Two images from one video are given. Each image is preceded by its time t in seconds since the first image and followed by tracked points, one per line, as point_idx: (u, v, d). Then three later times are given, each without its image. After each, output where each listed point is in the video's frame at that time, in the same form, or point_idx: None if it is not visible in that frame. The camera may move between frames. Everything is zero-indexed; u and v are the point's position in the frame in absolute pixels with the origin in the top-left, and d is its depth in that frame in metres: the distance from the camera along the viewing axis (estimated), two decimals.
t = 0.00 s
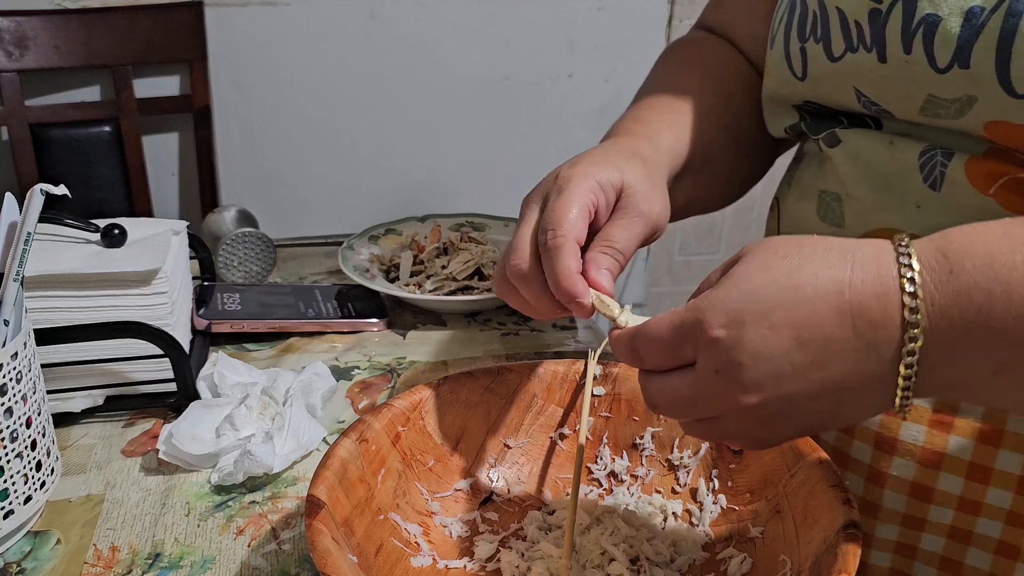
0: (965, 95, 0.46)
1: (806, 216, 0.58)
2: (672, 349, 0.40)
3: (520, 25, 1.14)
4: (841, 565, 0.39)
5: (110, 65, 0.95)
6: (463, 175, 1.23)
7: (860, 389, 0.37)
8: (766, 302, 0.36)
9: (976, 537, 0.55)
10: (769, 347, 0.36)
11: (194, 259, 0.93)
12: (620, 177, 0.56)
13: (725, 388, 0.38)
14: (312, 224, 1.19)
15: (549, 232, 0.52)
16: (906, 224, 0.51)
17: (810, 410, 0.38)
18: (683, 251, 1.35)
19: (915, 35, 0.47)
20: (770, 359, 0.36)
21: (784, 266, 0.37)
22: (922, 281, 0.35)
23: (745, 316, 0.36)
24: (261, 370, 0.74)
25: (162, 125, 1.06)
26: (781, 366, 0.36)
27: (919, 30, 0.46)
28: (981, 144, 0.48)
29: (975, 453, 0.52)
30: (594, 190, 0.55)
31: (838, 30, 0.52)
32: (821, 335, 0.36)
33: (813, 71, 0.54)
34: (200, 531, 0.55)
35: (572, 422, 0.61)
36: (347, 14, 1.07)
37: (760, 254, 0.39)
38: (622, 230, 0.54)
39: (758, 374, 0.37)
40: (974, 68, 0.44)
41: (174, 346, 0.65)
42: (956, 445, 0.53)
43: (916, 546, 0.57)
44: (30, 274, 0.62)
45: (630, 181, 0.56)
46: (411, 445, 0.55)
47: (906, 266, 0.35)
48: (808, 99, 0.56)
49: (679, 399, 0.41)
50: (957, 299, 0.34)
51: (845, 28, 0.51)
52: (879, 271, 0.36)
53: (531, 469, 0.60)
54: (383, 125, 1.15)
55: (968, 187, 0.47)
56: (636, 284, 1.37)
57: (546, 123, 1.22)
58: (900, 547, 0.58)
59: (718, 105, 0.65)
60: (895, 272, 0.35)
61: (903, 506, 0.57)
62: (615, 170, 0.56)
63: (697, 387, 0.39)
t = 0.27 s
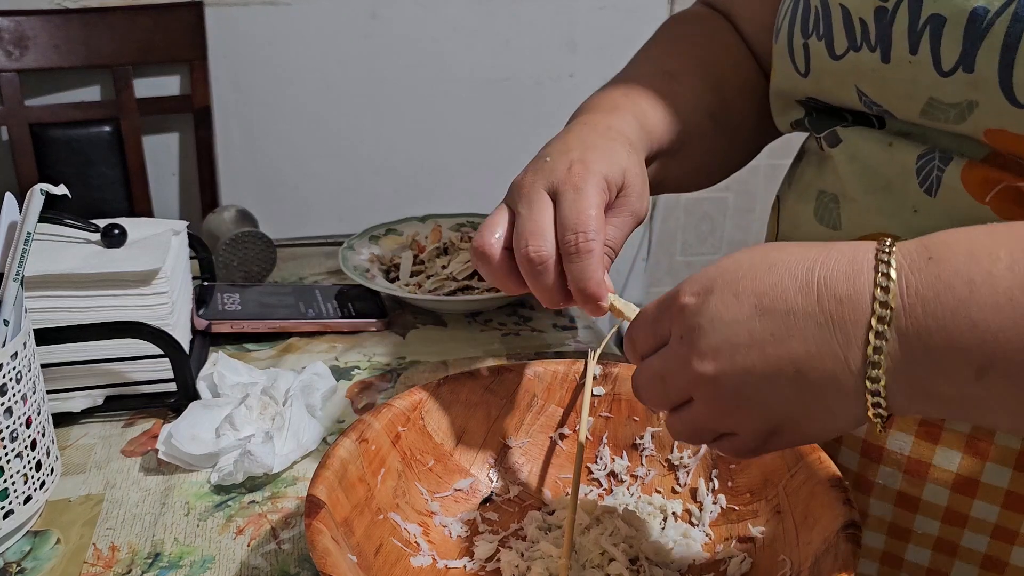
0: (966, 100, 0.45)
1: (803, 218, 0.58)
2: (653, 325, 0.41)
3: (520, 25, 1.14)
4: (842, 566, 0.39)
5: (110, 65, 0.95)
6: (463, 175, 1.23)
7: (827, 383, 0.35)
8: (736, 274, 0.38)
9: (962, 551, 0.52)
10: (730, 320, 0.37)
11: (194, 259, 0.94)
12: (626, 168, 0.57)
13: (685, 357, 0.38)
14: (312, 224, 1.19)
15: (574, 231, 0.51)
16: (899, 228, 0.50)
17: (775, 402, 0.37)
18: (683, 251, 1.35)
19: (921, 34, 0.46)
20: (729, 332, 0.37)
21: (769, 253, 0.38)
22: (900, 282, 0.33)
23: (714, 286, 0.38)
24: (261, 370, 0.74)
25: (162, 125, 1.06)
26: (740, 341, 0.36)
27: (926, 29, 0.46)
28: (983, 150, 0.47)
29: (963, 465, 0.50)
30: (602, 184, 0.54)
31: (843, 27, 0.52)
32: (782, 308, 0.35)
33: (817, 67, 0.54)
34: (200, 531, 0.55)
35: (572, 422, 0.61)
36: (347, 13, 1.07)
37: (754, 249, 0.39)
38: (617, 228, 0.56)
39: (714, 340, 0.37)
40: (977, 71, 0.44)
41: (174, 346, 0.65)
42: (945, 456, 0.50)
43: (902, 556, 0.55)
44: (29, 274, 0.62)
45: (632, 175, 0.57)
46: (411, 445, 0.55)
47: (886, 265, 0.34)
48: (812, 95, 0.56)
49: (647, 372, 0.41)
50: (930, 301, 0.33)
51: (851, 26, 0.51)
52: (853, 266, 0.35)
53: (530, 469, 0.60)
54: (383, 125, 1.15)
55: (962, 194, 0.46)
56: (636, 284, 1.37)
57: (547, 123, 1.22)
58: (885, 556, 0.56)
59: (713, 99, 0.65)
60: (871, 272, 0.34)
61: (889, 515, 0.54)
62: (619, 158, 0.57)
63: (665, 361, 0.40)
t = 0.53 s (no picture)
0: (967, 118, 0.43)
1: (805, 222, 0.56)
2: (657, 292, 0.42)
3: (520, 26, 1.14)
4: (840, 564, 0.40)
5: (110, 66, 0.95)
6: (463, 176, 1.23)
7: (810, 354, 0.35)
8: (745, 244, 0.38)
9: (946, 563, 0.50)
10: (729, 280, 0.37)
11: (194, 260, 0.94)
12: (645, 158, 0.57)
13: (678, 309, 0.39)
14: (312, 224, 1.19)
15: (585, 222, 0.52)
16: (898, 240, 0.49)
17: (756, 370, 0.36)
18: (683, 252, 1.35)
19: (925, 47, 0.44)
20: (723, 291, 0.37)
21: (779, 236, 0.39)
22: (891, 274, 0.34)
23: (721, 250, 0.39)
24: (261, 370, 0.75)
25: (162, 126, 1.06)
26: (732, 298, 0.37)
27: (930, 42, 0.44)
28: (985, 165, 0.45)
29: (949, 476, 0.48)
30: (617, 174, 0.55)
31: (849, 32, 0.49)
32: (781, 271, 0.36)
33: (824, 71, 0.52)
34: (200, 530, 0.55)
35: (572, 421, 0.61)
36: (347, 14, 1.07)
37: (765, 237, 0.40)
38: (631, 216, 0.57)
39: (710, 293, 0.37)
40: (979, 89, 0.41)
41: (175, 345, 0.65)
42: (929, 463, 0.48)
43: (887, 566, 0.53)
44: (30, 274, 0.62)
45: (649, 164, 0.57)
46: (411, 445, 0.55)
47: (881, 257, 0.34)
48: (820, 98, 0.54)
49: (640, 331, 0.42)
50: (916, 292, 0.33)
51: (856, 31, 0.49)
52: (853, 252, 0.35)
53: (530, 468, 0.60)
54: (383, 125, 1.15)
55: (958, 208, 0.45)
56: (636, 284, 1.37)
57: (546, 124, 1.23)
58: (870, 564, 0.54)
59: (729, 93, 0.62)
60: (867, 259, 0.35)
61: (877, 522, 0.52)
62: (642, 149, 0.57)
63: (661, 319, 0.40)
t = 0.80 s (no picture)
0: (965, 123, 0.43)
1: (808, 221, 0.57)
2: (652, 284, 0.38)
3: (520, 26, 1.14)
4: (839, 564, 0.40)
5: (111, 66, 0.95)
6: (463, 176, 1.23)
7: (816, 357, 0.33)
8: (751, 242, 0.36)
9: (926, 562, 0.51)
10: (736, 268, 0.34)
11: (195, 259, 0.94)
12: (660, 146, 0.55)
13: (682, 304, 0.35)
14: (312, 224, 1.19)
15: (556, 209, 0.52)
16: (889, 244, 0.49)
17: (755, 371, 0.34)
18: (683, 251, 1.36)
19: (929, 51, 0.44)
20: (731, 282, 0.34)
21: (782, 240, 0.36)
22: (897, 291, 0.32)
23: (729, 247, 0.36)
24: (261, 370, 0.75)
25: (162, 126, 1.06)
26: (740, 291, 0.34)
27: (932, 47, 0.44)
28: (983, 171, 0.45)
29: (929, 476, 0.49)
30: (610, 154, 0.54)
31: (857, 33, 0.49)
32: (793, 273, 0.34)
33: (835, 70, 0.52)
34: (200, 530, 0.55)
35: (572, 421, 0.61)
36: (347, 14, 1.07)
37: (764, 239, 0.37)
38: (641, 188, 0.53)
39: (720, 288, 0.34)
40: (976, 95, 0.41)
41: (175, 345, 0.65)
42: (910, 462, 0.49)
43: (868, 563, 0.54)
44: (31, 274, 0.62)
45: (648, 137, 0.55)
46: (411, 445, 0.56)
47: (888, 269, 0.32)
48: (832, 96, 0.54)
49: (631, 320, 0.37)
50: (920, 314, 0.31)
51: (864, 32, 0.49)
52: (863, 262, 0.33)
53: (530, 467, 0.60)
54: (383, 125, 1.15)
55: (948, 215, 0.45)
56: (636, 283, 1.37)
57: (546, 124, 1.23)
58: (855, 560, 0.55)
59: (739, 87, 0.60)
60: (875, 270, 0.33)
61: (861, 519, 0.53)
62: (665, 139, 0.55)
63: (657, 314, 0.36)
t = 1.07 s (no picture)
0: (976, 125, 0.43)
1: (815, 220, 0.57)
2: (646, 377, 0.37)
3: (520, 26, 1.14)
4: (840, 564, 0.40)
5: (111, 66, 0.95)
6: (464, 176, 1.23)
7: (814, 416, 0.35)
8: (750, 338, 0.34)
9: (923, 559, 0.51)
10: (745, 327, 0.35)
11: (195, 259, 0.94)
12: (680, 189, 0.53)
13: (696, 424, 0.36)
14: (313, 225, 1.19)
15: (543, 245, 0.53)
16: (895, 244, 0.49)
17: (755, 426, 0.36)
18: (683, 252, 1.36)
19: (943, 51, 0.44)
20: (742, 340, 0.34)
21: (771, 308, 0.35)
22: (900, 338, 0.34)
23: (730, 351, 0.34)
24: (261, 370, 0.75)
25: (162, 126, 1.06)
26: (751, 353, 0.34)
27: (946, 46, 0.43)
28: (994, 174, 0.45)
29: (929, 476, 0.49)
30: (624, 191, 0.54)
31: (871, 32, 0.49)
32: (799, 377, 0.35)
33: (848, 68, 0.52)
34: (201, 530, 0.55)
35: (572, 421, 0.61)
36: (347, 14, 1.07)
37: (743, 294, 0.37)
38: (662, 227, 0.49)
39: (735, 413, 0.35)
40: (988, 96, 0.41)
41: (175, 345, 0.65)
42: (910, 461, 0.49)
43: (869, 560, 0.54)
44: (31, 274, 0.62)
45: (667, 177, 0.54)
46: (412, 445, 0.56)
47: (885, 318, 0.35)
48: (844, 94, 0.54)
49: (630, 359, 0.37)
50: (927, 360, 0.34)
51: (877, 31, 0.49)
52: (861, 316, 0.35)
53: (529, 467, 0.60)
54: (383, 125, 1.15)
55: (954, 217, 0.45)
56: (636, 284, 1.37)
57: (546, 124, 1.23)
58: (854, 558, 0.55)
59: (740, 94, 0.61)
60: (874, 319, 0.35)
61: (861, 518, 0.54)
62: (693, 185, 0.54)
63: (668, 420, 0.37)
